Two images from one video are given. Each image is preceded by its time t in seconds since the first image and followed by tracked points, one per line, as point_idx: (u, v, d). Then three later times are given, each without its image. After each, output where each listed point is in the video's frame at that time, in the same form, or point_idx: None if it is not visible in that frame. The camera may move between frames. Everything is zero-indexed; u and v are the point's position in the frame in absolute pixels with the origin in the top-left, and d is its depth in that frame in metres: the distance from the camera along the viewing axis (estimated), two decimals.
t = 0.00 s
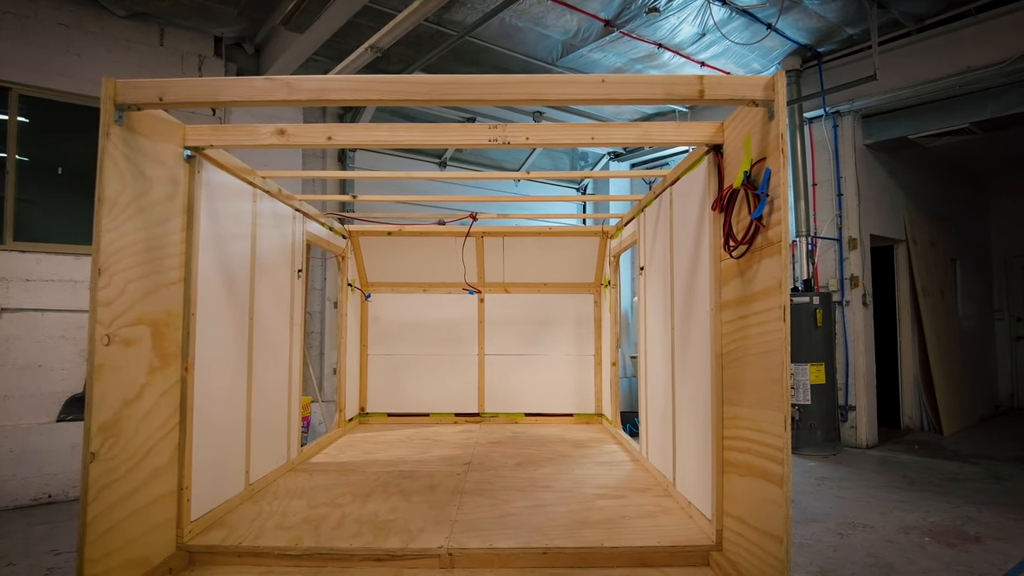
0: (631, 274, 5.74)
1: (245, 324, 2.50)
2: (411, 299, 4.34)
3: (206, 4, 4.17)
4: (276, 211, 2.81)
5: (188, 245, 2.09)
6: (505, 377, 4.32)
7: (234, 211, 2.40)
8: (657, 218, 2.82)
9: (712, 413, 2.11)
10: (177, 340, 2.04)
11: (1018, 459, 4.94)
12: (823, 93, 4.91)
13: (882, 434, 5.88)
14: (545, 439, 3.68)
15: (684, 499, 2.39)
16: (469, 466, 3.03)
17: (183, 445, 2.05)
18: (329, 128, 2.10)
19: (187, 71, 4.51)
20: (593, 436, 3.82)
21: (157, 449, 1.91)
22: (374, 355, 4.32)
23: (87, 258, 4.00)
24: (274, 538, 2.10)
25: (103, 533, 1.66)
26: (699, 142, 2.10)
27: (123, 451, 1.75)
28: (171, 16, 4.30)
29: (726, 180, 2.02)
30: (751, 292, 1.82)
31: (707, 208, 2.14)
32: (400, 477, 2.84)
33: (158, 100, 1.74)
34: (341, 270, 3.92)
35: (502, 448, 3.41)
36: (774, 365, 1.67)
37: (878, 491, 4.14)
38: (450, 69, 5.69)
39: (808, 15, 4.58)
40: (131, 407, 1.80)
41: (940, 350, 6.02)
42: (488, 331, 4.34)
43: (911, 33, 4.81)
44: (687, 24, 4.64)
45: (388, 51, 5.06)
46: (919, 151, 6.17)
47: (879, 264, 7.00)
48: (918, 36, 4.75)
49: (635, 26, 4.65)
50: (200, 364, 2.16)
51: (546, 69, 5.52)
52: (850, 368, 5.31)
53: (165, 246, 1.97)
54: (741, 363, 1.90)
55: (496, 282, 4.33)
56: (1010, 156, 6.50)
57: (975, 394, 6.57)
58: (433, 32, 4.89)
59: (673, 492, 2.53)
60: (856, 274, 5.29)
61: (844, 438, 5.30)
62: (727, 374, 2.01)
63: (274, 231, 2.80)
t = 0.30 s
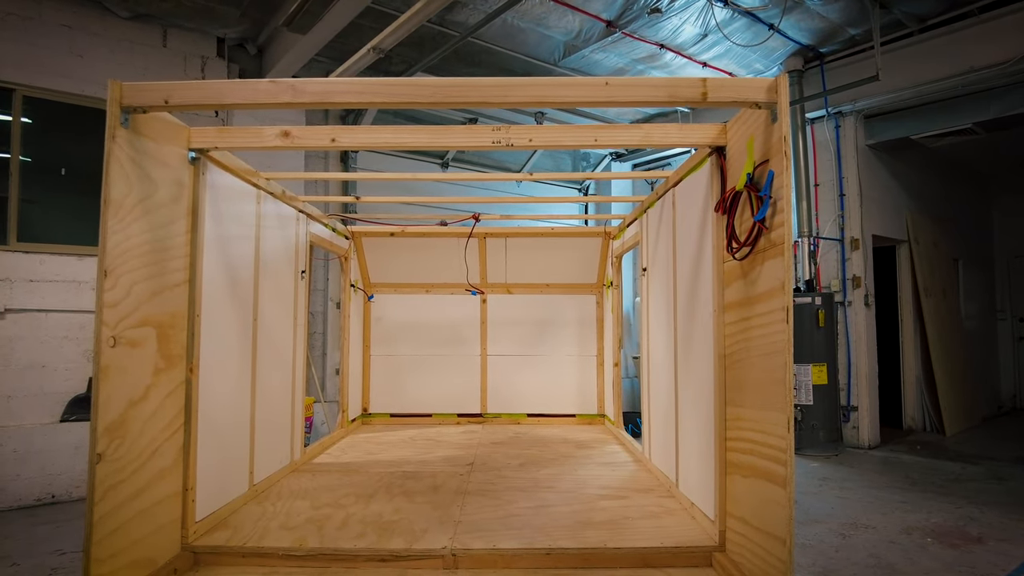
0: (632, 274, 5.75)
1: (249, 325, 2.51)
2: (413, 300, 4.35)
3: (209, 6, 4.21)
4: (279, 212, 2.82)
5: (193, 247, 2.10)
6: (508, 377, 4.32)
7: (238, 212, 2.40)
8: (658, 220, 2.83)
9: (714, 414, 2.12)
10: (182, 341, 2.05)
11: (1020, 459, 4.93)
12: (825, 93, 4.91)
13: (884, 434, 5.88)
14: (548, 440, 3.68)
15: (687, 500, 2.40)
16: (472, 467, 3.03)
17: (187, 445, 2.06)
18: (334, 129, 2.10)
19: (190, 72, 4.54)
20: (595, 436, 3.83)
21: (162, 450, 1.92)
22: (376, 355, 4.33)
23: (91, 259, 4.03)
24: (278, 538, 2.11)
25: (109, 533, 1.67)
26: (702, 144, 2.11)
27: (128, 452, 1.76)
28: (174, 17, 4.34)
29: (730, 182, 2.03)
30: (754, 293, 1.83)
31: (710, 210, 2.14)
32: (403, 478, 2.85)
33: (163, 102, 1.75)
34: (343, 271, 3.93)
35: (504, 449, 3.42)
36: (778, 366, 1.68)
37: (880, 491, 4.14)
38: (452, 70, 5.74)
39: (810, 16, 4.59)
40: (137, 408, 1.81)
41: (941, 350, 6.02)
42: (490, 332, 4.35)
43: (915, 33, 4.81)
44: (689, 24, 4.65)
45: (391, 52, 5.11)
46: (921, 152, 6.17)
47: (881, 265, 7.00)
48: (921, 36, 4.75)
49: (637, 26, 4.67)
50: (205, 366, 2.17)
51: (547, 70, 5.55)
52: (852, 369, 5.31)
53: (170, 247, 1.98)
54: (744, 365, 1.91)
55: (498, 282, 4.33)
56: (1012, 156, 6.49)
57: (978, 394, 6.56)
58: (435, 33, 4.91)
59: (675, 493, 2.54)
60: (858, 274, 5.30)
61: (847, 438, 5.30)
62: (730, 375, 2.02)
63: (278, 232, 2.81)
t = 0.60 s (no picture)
0: (634, 276, 5.75)
1: (251, 329, 2.51)
2: (415, 303, 4.36)
3: (211, 7, 4.23)
4: (281, 216, 2.83)
5: (195, 252, 2.10)
6: (510, 380, 4.32)
7: (240, 217, 2.41)
8: (659, 223, 2.83)
9: (716, 420, 2.12)
10: (185, 347, 2.05)
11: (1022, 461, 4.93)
12: (827, 95, 4.92)
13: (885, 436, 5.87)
14: (549, 442, 3.68)
15: (688, 504, 2.40)
16: (473, 470, 3.04)
17: (190, 450, 2.06)
18: (336, 135, 2.07)
19: (192, 74, 4.57)
20: (596, 438, 3.83)
21: (165, 456, 1.92)
22: (378, 358, 4.33)
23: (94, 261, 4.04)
24: (280, 543, 2.11)
25: (112, 538, 1.68)
26: (704, 149, 2.11)
27: (131, 458, 1.77)
28: (176, 19, 4.37)
29: (731, 188, 2.03)
30: (756, 300, 1.83)
31: (712, 215, 2.15)
32: (404, 482, 2.85)
33: (166, 110, 1.75)
34: (345, 274, 3.93)
35: (506, 452, 3.42)
36: (779, 374, 1.68)
37: (881, 493, 4.14)
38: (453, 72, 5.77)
39: (812, 18, 4.60)
40: (139, 415, 1.81)
41: (942, 351, 6.02)
42: (491, 334, 4.35)
43: (915, 35, 4.82)
44: (690, 26, 4.66)
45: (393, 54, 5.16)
46: (922, 153, 6.17)
47: (882, 266, 6.99)
48: (922, 38, 4.75)
49: (638, 28, 4.69)
50: (207, 371, 2.17)
51: (549, 72, 5.58)
52: (853, 370, 5.31)
53: (173, 254, 1.98)
54: (746, 371, 1.91)
55: (499, 284, 4.34)
56: (1013, 157, 6.49)
57: (979, 396, 6.56)
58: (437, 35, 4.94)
59: (677, 497, 2.54)
60: (859, 276, 5.29)
61: (847, 439, 5.30)
62: (731, 381, 2.02)
63: (280, 236, 2.81)
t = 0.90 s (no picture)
0: (635, 279, 5.73)
1: (253, 337, 2.49)
2: (417, 307, 4.34)
3: (211, 9, 4.25)
4: (283, 223, 2.81)
5: (197, 261, 2.08)
6: (512, 384, 4.31)
7: (242, 225, 2.39)
8: (663, 229, 2.82)
9: (721, 429, 2.11)
10: (186, 357, 2.04)
11: None
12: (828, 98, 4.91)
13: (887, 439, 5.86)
14: (552, 448, 3.67)
15: (693, 512, 2.39)
16: (476, 477, 3.02)
17: (192, 461, 2.05)
18: (338, 143, 2.05)
19: (192, 76, 4.59)
20: (599, 443, 3.81)
21: (166, 467, 1.91)
22: (380, 362, 4.32)
23: (93, 263, 4.06)
24: (282, 554, 2.10)
25: (114, 552, 1.66)
26: (709, 158, 2.10)
27: (132, 471, 1.75)
28: (177, 22, 4.39)
29: (737, 198, 2.02)
30: (762, 310, 1.82)
31: (717, 224, 2.14)
32: (407, 489, 2.84)
33: (167, 120, 1.73)
34: (346, 278, 3.92)
35: (509, 458, 3.40)
36: (786, 386, 1.67)
37: (883, 497, 4.12)
38: (454, 74, 5.80)
39: (814, 20, 4.61)
40: (141, 427, 1.80)
41: (944, 353, 6.00)
42: (493, 339, 4.34)
43: (918, 37, 4.79)
44: (692, 28, 4.67)
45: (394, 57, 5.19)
46: (923, 155, 6.16)
47: (884, 268, 6.98)
48: (924, 40, 4.73)
49: (639, 30, 4.69)
50: (209, 381, 2.16)
51: (550, 74, 5.60)
52: (855, 373, 5.30)
53: (175, 263, 1.97)
54: (752, 382, 1.90)
55: (501, 289, 4.32)
56: (1015, 159, 6.47)
57: (981, 398, 6.55)
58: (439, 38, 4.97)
59: (681, 505, 2.53)
60: (861, 278, 5.28)
61: (849, 442, 5.29)
62: (737, 391, 2.01)
63: (281, 243, 2.79)
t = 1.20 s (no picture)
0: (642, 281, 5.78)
1: (266, 342, 2.48)
2: (424, 309, 4.33)
3: (215, 10, 4.24)
4: (294, 227, 2.79)
5: (211, 268, 2.06)
6: (519, 387, 4.29)
7: (255, 230, 2.37)
8: (677, 234, 2.80)
9: (740, 437, 2.10)
10: (202, 365, 2.02)
11: None
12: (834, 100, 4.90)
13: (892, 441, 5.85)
14: (560, 452, 3.66)
15: (709, 518, 2.38)
16: (487, 483, 3.00)
17: (207, 469, 2.03)
18: (355, 150, 2.04)
19: (195, 77, 4.58)
20: (607, 448, 3.79)
21: (183, 476, 1.89)
22: (387, 365, 4.30)
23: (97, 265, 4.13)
24: (298, 563, 2.08)
25: (132, 564, 1.65)
26: (729, 164, 2.09)
27: (150, 481, 1.74)
28: (181, 23, 4.39)
29: (757, 205, 2.01)
30: (786, 319, 1.81)
31: (736, 231, 2.13)
32: (418, 495, 2.82)
33: (185, 126, 1.71)
34: (354, 282, 3.90)
35: (519, 463, 3.39)
36: (811, 397, 1.66)
37: (891, 501, 4.12)
38: (458, 76, 5.79)
39: (820, 23, 4.60)
40: (158, 436, 1.78)
41: (948, 355, 6.00)
42: (501, 342, 4.32)
43: (924, 39, 4.78)
44: (697, 29, 4.67)
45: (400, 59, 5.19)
46: (929, 156, 6.15)
47: (888, 270, 6.97)
48: (931, 42, 4.72)
49: (645, 31, 4.68)
50: (224, 387, 2.14)
51: (555, 75, 5.60)
52: (860, 376, 5.26)
53: (190, 270, 1.95)
54: (775, 391, 1.88)
55: (509, 291, 4.30)
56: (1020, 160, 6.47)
57: (984, 400, 6.54)
58: (445, 39, 4.97)
59: (696, 512, 2.52)
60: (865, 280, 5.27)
61: (854, 444, 5.28)
62: (758, 399, 2.00)
63: (293, 247, 2.78)
